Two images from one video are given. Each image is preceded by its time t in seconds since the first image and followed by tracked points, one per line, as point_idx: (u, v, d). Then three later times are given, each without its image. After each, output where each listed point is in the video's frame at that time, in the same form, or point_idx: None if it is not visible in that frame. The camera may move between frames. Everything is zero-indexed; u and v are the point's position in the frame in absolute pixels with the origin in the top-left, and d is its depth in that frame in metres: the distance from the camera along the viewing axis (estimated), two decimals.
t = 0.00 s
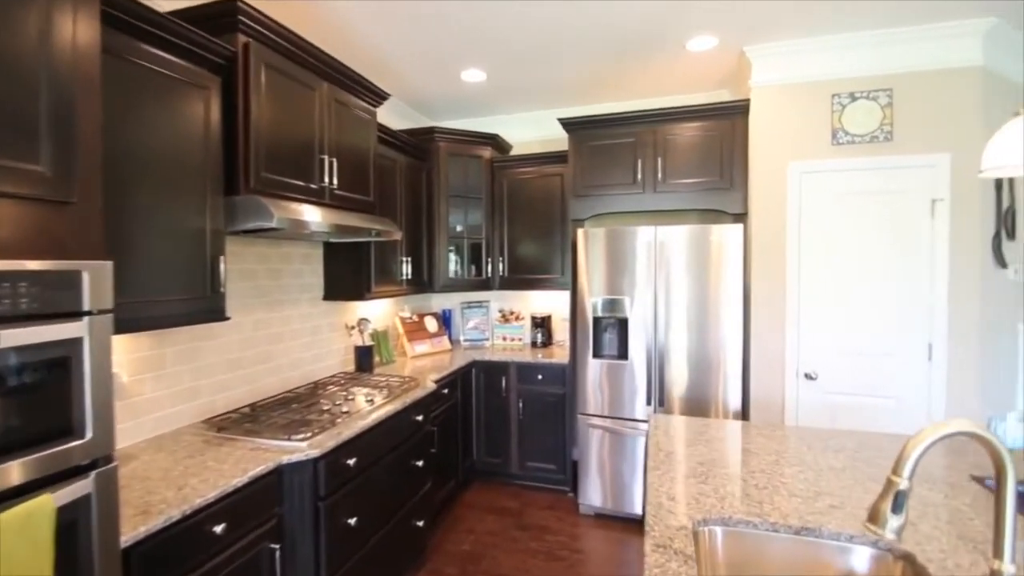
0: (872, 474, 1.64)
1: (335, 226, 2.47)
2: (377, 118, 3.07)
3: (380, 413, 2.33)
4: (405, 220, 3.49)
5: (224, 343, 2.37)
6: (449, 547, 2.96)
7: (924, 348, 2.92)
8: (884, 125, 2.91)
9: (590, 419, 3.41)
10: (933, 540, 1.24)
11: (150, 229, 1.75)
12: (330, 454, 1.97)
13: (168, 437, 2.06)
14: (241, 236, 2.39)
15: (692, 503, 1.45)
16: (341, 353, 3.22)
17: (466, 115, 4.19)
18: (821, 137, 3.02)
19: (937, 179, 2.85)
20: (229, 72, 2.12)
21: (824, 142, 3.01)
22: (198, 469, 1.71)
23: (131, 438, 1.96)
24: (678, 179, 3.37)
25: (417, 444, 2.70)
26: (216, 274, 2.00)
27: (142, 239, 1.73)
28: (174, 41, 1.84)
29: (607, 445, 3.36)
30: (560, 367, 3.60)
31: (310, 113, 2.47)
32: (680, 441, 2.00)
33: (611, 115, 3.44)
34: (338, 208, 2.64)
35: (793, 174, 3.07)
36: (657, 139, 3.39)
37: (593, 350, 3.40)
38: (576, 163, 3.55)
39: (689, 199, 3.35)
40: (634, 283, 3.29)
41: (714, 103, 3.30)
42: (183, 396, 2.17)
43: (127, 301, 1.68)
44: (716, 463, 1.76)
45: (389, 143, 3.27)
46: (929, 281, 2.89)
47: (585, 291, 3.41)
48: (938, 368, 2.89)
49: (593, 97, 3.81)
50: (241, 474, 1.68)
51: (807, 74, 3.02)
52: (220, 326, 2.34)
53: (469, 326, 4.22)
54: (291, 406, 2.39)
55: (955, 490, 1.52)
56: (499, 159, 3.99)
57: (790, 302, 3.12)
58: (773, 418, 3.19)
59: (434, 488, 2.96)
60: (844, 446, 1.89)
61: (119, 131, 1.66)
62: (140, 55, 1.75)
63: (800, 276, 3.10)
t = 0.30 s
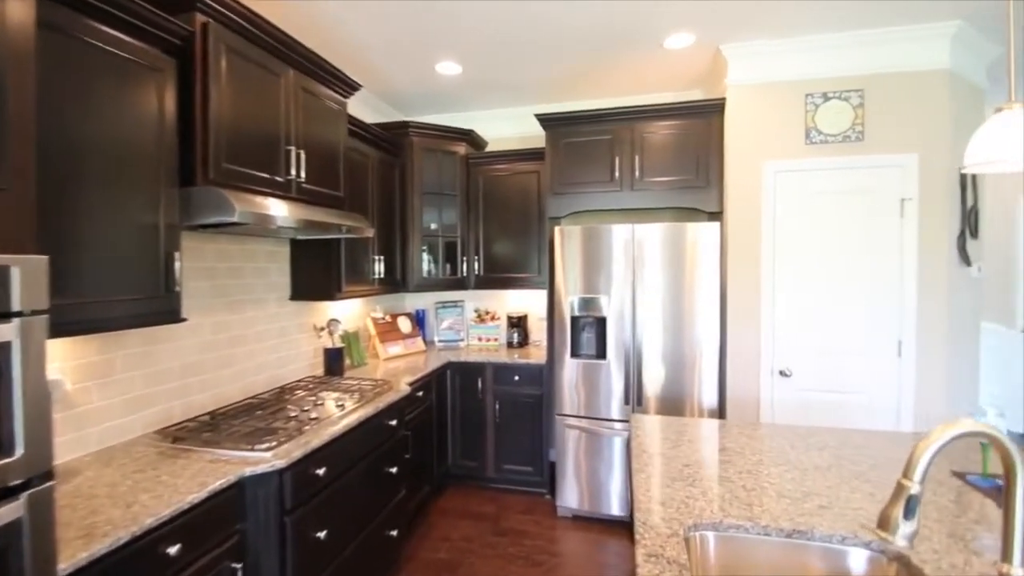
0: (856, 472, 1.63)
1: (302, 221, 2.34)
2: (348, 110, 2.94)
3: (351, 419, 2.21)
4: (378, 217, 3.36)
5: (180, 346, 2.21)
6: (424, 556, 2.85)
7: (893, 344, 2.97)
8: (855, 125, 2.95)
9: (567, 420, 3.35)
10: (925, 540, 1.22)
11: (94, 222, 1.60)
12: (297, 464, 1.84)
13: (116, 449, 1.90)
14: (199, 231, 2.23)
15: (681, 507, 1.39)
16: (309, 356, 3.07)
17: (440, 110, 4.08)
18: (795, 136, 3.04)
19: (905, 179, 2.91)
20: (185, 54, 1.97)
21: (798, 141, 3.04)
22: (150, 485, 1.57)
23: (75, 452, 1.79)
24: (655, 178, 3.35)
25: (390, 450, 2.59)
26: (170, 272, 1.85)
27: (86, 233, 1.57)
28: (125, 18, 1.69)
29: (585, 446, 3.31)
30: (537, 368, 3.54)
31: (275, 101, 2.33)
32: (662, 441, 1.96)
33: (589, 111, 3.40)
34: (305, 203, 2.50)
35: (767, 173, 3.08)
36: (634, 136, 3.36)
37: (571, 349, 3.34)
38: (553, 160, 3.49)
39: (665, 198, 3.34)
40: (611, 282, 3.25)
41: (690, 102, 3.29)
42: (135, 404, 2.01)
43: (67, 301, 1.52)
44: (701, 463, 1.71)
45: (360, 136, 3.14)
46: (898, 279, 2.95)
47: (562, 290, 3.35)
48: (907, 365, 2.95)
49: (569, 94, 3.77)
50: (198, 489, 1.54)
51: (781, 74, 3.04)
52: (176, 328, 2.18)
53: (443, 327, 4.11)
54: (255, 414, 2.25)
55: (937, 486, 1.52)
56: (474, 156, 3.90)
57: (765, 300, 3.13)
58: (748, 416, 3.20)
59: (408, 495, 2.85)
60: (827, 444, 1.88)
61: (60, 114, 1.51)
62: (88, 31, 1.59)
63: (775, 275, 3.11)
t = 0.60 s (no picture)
0: (842, 472, 1.61)
1: (265, 216, 2.19)
2: (314, 100, 2.79)
3: (317, 427, 2.08)
4: (346, 213, 3.21)
5: (128, 352, 2.03)
6: (396, 568, 2.73)
7: (863, 341, 3.02)
8: (827, 125, 2.99)
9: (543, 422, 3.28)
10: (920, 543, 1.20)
11: (22, 214, 1.42)
12: (259, 478, 1.70)
13: (52, 467, 1.71)
14: (149, 227, 2.05)
15: (672, 515, 1.33)
16: (272, 360, 2.90)
17: (410, 104, 3.95)
18: (769, 135, 3.05)
19: (873, 179, 2.96)
20: (133, 32, 1.80)
21: (772, 140, 3.05)
22: (90, 507, 1.41)
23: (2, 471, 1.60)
24: (630, 175, 3.31)
25: (360, 459, 2.46)
26: (113, 271, 1.67)
27: (12, 225, 1.39)
28: None
29: (562, 448, 3.24)
30: (513, 369, 3.45)
31: (235, 88, 2.17)
32: (645, 444, 1.90)
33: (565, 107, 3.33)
34: (268, 197, 2.35)
35: (742, 172, 3.09)
36: (610, 133, 3.32)
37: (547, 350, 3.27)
38: (528, 156, 3.41)
39: (641, 196, 3.30)
40: (588, 281, 3.19)
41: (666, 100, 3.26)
42: (75, 416, 1.82)
43: None
44: (687, 466, 1.66)
45: (326, 128, 2.99)
46: (868, 277, 3.00)
47: (538, 289, 3.27)
48: (876, 361, 3.01)
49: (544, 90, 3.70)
50: (146, 511, 1.39)
51: (755, 73, 3.05)
52: (123, 332, 1.99)
53: (414, 328, 3.98)
54: (212, 424, 2.08)
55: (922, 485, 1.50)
56: (447, 151, 3.79)
57: (740, 299, 3.14)
58: (724, 415, 3.20)
59: (379, 505, 2.72)
60: (810, 444, 1.86)
61: None
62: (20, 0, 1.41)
63: (750, 273, 3.12)
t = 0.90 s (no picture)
0: (837, 479, 1.57)
1: (230, 213, 2.04)
2: (283, 91, 2.64)
3: (288, 439, 1.95)
4: (317, 211, 3.06)
5: (75, 361, 1.85)
6: None
7: (841, 341, 3.04)
8: (806, 126, 2.99)
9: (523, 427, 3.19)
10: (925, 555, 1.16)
11: None
12: (223, 499, 1.57)
13: None
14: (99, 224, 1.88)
15: (671, 530, 1.26)
16: (238, 366, 2.73)
17: (385, 98, 3.80)
18: (750, 135, 3.04)
19: (851, 181, 2.98)
20: (80, 11, 1.63)
21: (753, 141, 3.04)
22: (28, 539, 1.26)
23: None
24: (612, 175, 3.25)
25: (334, 472, 2.33)
26: (57, 271, 1.49)
27: None
28: None
29: (543, 454, 3.16)
30: (492, 372, 3.35)
31: (196, 75, 2.02)
32: (635, 451, 1.83)
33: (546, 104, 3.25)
34: (232, 192, 2.20)
35: (724, 172, 3.06)
36: (592, 131, 3.25)
37: (529, 353, 3.17)
38: (508, 154, 3.32)
39: (623, 195, 3.25)
40: (569, 282, 3.12)
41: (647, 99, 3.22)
42: (14, 433, 1.65)
43: None
44: (680, 475, 1.60)
45: (297, 121, 2.83)
46: (846, 278, 3.02)
47: (518, 291, 3.18)
48: (854, 360, 3.03)
49: (524, 87, 3.61)
50: (93, 542, 1.25)
51: (736, 73, 3.03)
52: (70, 339, 1.82)
53: (390, 330, 3.85)
54: (170, 439, 1.92)
55: (916, 490, 1.48)
56: (423, 148, 3.67)
57: (721, 300, 3.12)
58: (706, 417, 3.17)
59: (353, 519, 2.58)
60: (801, 449, 1.83)
61: None
62: None
63: (731, 274, 3.10)
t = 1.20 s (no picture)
0: (835, 485, 1.53)
1: (196, 210, 1.90)
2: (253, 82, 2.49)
3: (258, 453, 1.82)
4: (290, 209, 2.91)
5: (20, 371, 1.69)
6: None
7: (824, 342, 3.05)
8: (790, 127, 2.99)
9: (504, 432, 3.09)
10: (934, 568, 1.12)
11: None
12: (185, 522, 1.44)
13: None
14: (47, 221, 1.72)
15: (673, 547, 1.19)
16: (204, 373, 2.57)
17: (361, 92, 3.66)
18: (735, 136, 3.02)
19: (834, 182, 2.99)
20: None
21: (738, 141, 3.02)
22: None
23: None
24: (597, 174, 3.19)
25: (308, 485, 2.20)
26: None
27: None
28: None
29: (527, 460, 3.07)
30: (474, 376, 3.25)
31: (156, 61, 1.87)
32: (627, 459, 1.76)
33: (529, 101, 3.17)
34: (197, 188, 2.05)
35: (709, 172, 3.03)
36: (576, 129, 3.18)
37: (512, 357, 3.08)
38: (491, 151, 3.23)
39: (607, 195, 3.18)
40: (553, 283, 3.03)
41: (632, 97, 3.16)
42: None
43: None
44: (677, 484, 1.53)
45: (268, 114, 2.69)
46: (828, 278, 3.03)
47: (500, 292, 3.08)
48: (836, 361, 3.04)
49: (506, 83, 3.52)
50: None
51: (721, 73, 3.00)
52: (13, 347, 1.65)
53: (367, 333, 3.71)
54: (127, 455, 1.77)
55: (915, 497, 1.45)
56: (402, 144, 3.55)
57: (706, 301, 3.09)
58: (690, 419, 3.13)
59: (329, 533, 2.46)
60: (795, 454, 1.79)
61: None
62: None
63: (715, 274, 3.08)
